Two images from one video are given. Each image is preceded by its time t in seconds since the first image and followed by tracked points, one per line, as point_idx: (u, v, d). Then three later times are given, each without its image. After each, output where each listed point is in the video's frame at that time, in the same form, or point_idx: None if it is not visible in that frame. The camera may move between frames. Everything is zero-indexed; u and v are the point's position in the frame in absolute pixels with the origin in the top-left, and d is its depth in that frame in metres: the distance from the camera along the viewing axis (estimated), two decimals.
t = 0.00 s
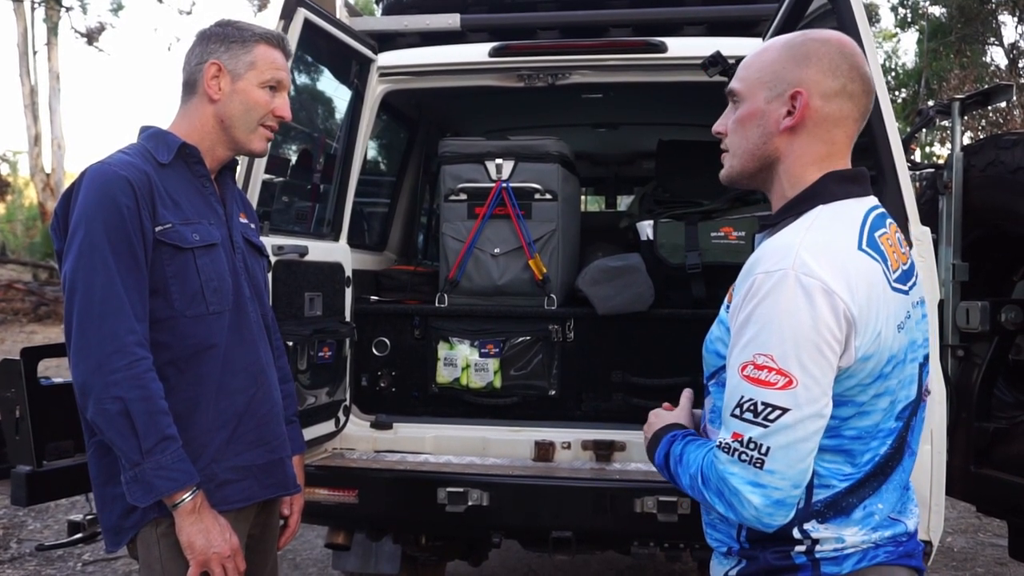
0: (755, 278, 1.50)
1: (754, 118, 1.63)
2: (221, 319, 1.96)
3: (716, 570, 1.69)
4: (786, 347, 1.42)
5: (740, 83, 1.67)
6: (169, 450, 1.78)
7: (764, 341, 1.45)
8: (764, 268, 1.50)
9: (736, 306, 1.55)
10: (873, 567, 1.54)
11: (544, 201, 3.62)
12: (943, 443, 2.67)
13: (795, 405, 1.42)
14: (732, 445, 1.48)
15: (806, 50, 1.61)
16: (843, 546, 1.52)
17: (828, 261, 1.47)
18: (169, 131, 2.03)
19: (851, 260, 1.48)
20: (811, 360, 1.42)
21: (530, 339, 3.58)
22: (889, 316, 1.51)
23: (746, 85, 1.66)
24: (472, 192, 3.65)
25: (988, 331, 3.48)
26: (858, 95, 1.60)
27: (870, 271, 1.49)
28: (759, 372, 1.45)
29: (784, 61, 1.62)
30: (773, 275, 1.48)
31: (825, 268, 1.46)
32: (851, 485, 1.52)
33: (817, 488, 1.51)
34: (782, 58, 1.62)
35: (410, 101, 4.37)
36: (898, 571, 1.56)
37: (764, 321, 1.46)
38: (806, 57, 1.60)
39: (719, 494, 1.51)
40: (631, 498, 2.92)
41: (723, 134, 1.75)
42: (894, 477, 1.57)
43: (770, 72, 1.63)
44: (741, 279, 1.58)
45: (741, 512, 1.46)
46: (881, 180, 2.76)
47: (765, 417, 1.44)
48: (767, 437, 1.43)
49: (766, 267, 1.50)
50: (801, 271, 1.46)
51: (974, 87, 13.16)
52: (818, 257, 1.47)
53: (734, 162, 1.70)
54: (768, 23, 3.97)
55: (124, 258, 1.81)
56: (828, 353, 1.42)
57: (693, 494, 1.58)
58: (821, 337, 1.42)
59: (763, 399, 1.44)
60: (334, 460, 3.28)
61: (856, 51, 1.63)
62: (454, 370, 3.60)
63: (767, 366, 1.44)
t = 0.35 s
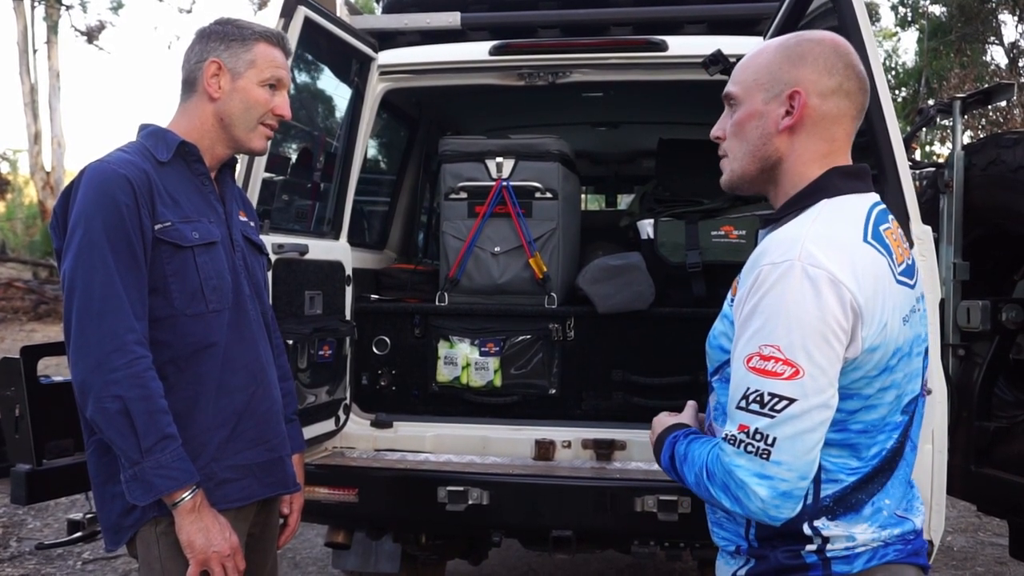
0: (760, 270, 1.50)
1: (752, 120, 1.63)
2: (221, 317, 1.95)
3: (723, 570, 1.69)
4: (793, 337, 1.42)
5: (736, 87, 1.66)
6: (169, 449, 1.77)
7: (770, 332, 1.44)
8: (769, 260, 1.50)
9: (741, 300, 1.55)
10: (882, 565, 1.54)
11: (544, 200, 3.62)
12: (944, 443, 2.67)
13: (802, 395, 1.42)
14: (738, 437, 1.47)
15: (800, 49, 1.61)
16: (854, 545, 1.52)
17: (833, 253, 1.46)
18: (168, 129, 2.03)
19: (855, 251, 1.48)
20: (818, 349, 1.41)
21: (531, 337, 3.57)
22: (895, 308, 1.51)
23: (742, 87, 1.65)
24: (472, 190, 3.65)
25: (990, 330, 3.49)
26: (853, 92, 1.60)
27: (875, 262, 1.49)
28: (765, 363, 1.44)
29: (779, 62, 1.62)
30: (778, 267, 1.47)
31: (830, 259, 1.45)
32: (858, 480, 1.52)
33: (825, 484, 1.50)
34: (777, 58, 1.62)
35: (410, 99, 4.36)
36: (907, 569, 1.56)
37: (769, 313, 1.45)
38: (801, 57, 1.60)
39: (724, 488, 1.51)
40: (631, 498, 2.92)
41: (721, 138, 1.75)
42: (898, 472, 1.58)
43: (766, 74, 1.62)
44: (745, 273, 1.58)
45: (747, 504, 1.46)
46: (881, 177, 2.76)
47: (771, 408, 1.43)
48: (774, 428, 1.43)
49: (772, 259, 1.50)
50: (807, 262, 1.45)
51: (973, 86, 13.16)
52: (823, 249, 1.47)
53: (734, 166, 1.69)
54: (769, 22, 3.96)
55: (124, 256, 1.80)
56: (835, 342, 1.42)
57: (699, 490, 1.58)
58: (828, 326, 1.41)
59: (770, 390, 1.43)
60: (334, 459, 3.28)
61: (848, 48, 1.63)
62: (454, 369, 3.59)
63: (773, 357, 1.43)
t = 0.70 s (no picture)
0: (758, 268, 1.50)
1: (758, 117, 1.62)
2: (221, 315, 1.95)
3: (722, 566, 1.69)
4: (785, 337, 1.42)
5: (740, 84, 1.66)
6: (168, 447, 1.77)
7: (763, 331, 1.44)
8: (766, 258, 1.50)
9: (739, 297, 1.55)
10: (880, 564, 1.54)
11: (545, 198, 3.61)
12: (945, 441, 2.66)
13: (791, 395, 1.41)
14: (727, 433, 1.48)
15: (806, 46, 1.61)
16: (850, 543, 1.51)
17: (829, 253, 1.46)
18: (167, 126, 2.02)
19: (854, 252, 1.48)
20: (808, 350, 1.41)
21: (531, 335, 3.57)
22: (893, 308, 1.50)
23: (747, 84, 1.64)
24: (473, 187, 3.64)
25: (991, 328, 3.49)
26: (859, 89, 1.60)
27: (874, 263, 1.48)
28: (757, 362, 1.44)
29: (785, 59, 1.61)
30: (775, 265, 1.47)
31: (826, 260, 1.45)
32: (856, 480, 1.51)
33: (822, 483, 1.50)
34: (783, 55, 1.61)
35: (411, 97, 4.35)
36: (904, 568, 1.55)
37: (763, 311, 1.45)
38: (807, 54, 1.60)
39: (712, 483, 1.51)
40: (631, 495, 2.91)
41: (726, 137, 1.74)
42: (901, 472, 1.56)
43: (772, 71, 1.62)
44: (744, 271, 1.58)
45: (733, 500, 1.46)
46: (882, 173, 2.75)
47: (760, 407, 1.43)
48: (761, 427, 1.43)
49: (769, 258, 1.49)
50: (803, 262, 1.45)
51: (975, 83, 13.14)
52: (821, 249, 1.46)
53: (739, 163, 1.68)
54: (770, 19, 3.95)
55: (124, 254, 1.80)
56: (827, 344, 1.41)
57: (689, 482, 1.57)
58: (820, 329, 1.41)
59: (760, 389, 1.43)
60: (334, 456, 3.27)
61: (853, 46, 1.63)
62: (454, 367, 3.59)
63: (764, 356, 1.43)
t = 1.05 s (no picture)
0: (763, 267, 1.49)
1: (769, 110, 1.61)
2: (220, 312, 1.94)
3: (725, 564, 1.68)
4: (793, 335, 1.41)
5: (752, 76, 1.65)
6: (169, 445, 1.76)
7: (770, 329, 1.44)
8: (772, 256, 1.49)
9: (744, 295, 1.54)
10: (883, 562, 1.53)
11: (545, 195, 3.60)
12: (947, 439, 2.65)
13: (801, 393, 1.41)
14: (735, 433, 1.47)
15: (821, 41, 1.60)
16: (853, 541, 1.51)
17: (836, 250, 1.45)
18: (166, 124, 2.01)
19: (859, 248, 1.47)
20: (817, 348, 1.40)
21: (532, 333, 3.57)
22: (899, 305, 1.49)
23: (759, 77, 1.63)
24: (473, 185, 3.63)
25: (993, 325, 3.49)
26: (872, 88, 1.59)
27: (880, 260, 1.48)
28: (765, 360, 1.43)
29: (799, 53, 1.60)
30: (781, 263, 1.46)
31: (833, 257, 1.44)
32: (860, 478, 1.51)
33: (826, 481, 1.50)
34: (797, 50, 1.60)
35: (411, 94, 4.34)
36: (907, 566, 1.55)
37: (771, 309, 1.45)
38: (822, 49, 1.59)
39: (722, 484, 1.50)
40: (633, 493, 2.91)
41: (734, 128, 1.73)
42: (904, 471, 1.56)
43: (785, 64, 1.61)
44: (750, 269, 1.57)
45: (744, 501, 1.45)
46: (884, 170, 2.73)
47: (770, 406, 1.43)
48: (772, 426, 1.42)
49: (775, 256, 1.48)
50: (810, 259, 1.44)
51: (976, 80, 13.11)
52: (827, 246, 1.45)
53: (747, 156, 1.67)
54: (771, 15, 3.94)
55: (123, 252, 1.79)
56: (836, 342, 1.40)
57: (698, 485, 1.57)
58: (829, 326, 1.40)
59: (770, 387, 1.43)
60: (335, 454, 3.27)
61: (868, 44, 1.62)
62: (454, 364, 3.58)
63: (773, 354, 1.43)
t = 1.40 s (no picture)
0: (776, 265, 1.48)
1: (770, 108, 1.61)
2: (219, 309, 1.94)
3: (729, 563, 1.67)
4: (808, 335, 1.40)
5: (751, 75, 1.64)
6: (168, 442, 1.76)
7: (785, 328, 1.43)
8: (785, 255, 1.48)
9: (755, 294, 1.53)
10: (890, 561, 1.53)
11: (546, 191, 3.60)
12: (949, 435, 2.66)
13: (815, 393, 1.40)
14: (749, 433, 1.46)
15: (818, 36, 1.59)
16: (861, 540, 1.50)
17: (851, 249, 1.44)
18: (165, 120, 2.01)
19: (873, 247, 1.46)
20: (832, 347, 1.39)
21: (532, 330, 3.56)
22: (911, 304, 1.49)
23: (758, 76, 1.63)
24: (474, 181, 3.63)
25: (995, 322, 3.46)
26: (873, 80, 1.58)
27: (892, 259, 1.47)
28: (779, 360, 1.43)
29: (797, 49, 1.60)
30: (795, 262, 1.45)
31: (848, 256, 1.44)
32: (869, 477, 1.50)
33: (836, 480, 1.49)
34: (795, 47, 1.60)
35: (412, 91, 4.34)
36: (914, 565, 1.54)
37: (785, 308, 1.44)
38: (820, 45, 1.59)
39: (734, 484, 1.49)
40: (634, 489, 2.91)
41: (737, 129, 1.73)
42: (911, 469, 1.56)
43: (784, 62, 1.60)
44: (761, 266, 1.56)
45: (757, 502, 1.45)
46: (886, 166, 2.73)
47: (784, 406, 1.42)
48: (786, 426, 1.42)
49: (788, 254, 1.48)
50: (825, 258, 1.43)
51: (977, 76, 13.09)
52: (841, 245, 1.45)
53: (751, 156, 1.67)
54: (772, 11, 3.93)
55: (122, 249, 1.79)
56: (851, 341, 1.40)
57: (707, 484, 1.56)
58: (845, 326, 1.40)
59: (784, 387, 1.42)
60: (336, 451, 3.27)
61: (867, 36, 1.61)
62: (455, 361, 3.59)
63: (787, 354, 1.42)
